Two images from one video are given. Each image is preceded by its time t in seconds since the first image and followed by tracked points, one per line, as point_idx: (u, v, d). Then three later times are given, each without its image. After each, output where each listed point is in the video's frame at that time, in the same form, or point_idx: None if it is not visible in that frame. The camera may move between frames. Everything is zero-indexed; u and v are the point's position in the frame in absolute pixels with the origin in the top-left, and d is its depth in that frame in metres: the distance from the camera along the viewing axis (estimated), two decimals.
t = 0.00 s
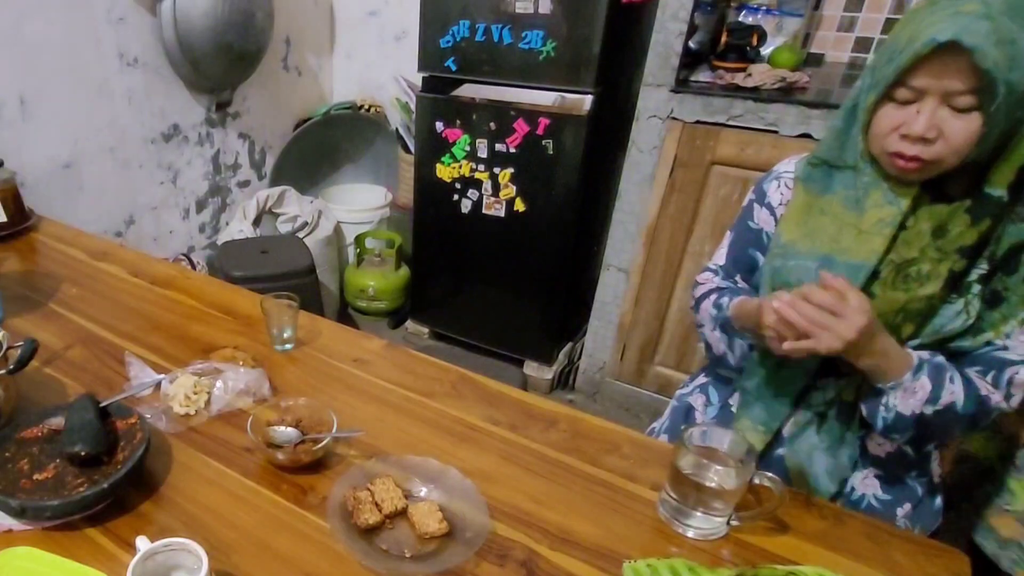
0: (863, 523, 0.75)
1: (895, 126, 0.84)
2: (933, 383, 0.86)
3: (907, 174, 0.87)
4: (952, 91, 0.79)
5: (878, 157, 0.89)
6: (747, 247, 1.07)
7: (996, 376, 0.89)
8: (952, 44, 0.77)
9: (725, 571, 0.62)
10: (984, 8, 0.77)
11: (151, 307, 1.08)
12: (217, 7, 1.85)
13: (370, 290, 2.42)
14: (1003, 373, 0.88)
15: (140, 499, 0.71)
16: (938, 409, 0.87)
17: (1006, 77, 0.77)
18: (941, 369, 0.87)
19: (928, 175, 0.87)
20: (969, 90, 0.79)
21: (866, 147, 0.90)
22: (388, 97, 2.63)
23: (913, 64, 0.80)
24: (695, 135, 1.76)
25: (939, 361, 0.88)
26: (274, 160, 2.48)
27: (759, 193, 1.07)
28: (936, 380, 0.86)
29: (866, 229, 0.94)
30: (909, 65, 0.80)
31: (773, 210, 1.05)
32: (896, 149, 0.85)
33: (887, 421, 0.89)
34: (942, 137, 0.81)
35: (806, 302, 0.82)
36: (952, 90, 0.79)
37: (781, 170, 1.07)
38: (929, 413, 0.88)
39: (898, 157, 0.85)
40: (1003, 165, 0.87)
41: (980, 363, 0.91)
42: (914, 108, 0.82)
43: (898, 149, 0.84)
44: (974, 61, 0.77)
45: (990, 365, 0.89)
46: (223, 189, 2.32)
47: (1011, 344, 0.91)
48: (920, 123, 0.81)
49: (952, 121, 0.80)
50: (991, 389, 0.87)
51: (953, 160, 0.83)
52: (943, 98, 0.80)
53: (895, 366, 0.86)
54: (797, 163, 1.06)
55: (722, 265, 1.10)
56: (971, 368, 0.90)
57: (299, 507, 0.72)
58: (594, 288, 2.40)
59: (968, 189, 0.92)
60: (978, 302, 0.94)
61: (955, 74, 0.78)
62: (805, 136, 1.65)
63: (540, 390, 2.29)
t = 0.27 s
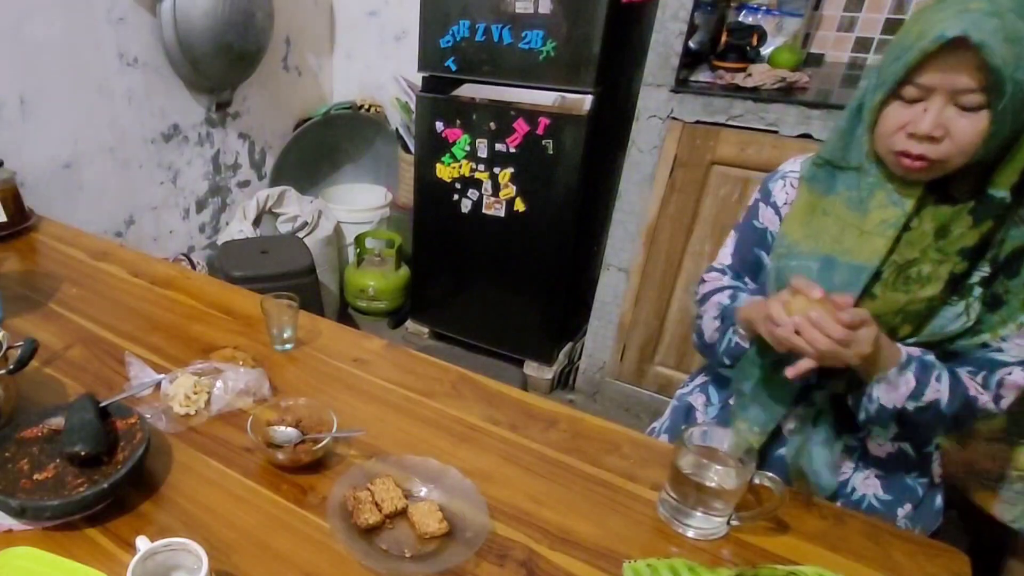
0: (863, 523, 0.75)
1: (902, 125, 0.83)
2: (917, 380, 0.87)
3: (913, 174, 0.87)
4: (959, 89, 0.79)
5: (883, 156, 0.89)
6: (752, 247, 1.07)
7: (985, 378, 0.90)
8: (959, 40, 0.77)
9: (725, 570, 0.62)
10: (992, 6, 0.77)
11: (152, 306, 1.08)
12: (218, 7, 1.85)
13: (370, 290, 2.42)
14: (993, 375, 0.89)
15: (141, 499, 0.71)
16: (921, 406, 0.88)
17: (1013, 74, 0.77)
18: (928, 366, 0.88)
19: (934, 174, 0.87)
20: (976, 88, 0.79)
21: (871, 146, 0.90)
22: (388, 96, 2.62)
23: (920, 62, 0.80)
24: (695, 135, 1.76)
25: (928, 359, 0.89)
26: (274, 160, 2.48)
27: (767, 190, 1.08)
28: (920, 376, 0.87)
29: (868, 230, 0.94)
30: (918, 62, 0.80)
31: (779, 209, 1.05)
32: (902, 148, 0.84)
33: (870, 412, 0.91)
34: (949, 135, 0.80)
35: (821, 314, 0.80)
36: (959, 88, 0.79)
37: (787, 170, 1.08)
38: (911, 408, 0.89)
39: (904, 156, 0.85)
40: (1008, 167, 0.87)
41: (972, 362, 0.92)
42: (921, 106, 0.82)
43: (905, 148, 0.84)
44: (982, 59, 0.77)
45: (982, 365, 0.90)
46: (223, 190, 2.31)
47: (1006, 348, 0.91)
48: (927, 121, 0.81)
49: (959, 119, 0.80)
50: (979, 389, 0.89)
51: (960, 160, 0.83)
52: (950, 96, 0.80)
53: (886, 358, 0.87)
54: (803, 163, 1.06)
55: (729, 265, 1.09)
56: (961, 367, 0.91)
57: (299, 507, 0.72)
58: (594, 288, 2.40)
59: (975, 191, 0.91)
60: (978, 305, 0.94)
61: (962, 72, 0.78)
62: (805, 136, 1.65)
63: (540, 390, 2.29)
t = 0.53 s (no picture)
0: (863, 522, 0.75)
1: (903, 123, 0.84)
2: (934, 367, 0.86)
3: (914, 174, 0.87)
4: (961, 87, 0.79)
5: (885, 155, 0.89)
6: (755, 247, 1.06)
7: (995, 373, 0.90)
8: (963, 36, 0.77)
9: (725, 571, 0.62)
10: (997, 4, 0.76)
11: (152, 306, 1.08)
12: (217, 7, 1.85)
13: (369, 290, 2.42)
14: (1004, 371, 0.89)
15: (141, 498, 0.71)
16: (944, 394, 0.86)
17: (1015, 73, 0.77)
18: (937, 354, 0.87)
19: (936, 175, 0.87)
20: (978, 87, 0.79)
21: (875, 146, 0.91)
22: (388, 96, 2.62)
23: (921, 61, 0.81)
24: (695, 135, 1.76)
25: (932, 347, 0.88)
26: (274, 160, 2.48)
27: (768, 192, 1.07)
28: (935, 363, 0.86)
29: (873, 230, 0.94)
30: (920, 60, 0.81)
31: (784, 210, 1.05)
32: (903, 146, 0.85)
33: (894, 411, 0.88)
34: (950, 135, 0.81)
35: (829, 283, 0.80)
36: (961, 87, 0.79)
37: (790, 170, 1.08)
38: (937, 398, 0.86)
39: (905, 155, 0.86)
40: (1014, 170, 0.86)
41: (979, 361, 0.92)
42: (923, 104, 0.82)
43: (906, 146, 0.85)
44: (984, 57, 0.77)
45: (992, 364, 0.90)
46: (223, 190, 2.31)
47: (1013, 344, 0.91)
48: (927, 119, 0.81)
49: (959, 118, 0.80)
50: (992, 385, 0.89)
51: (962, 159, 0.83)
52: (952, 95, 0.80)
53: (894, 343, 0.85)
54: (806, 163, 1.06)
55: (730, 264, 1.08)
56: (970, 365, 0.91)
57: (299, 507, 0.72)
58: (594, 287, 2.40)
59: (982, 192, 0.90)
60: (984, 306, 0.94)
61: (964, 70, 0.78)
62: (805, 136, 1.64)
63: (540, 390, 2.29)
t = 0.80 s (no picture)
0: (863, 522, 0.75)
1: (910, 118, 0.84)
2: (920, 339, 0.80)
3: (919, 170, 0.87)
4: (967, 81, 0.80)
5: (889, 153, 0.89)
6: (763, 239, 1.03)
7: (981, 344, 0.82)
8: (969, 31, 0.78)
9: (726, 571, 0.61)
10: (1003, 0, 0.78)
11: (152, 306, 1.08)
12: (218, 8, 1.85)
13: (369, 290, 2.42)
14: (991, 344, 0.82)
15: (141, 499, 0.71)
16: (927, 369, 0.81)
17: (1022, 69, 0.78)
18: (927, 325, 0.81)
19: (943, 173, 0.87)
20: (985, 80, 0.79)
21: (878, 145, 0.90)
22: (388, 96, 2.62)
23: (928, 55, 0.81)
24: (695, 135, 1.76)
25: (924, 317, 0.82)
26: (274, 160, 2.47)
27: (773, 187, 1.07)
28: (920, 333, 0.80)
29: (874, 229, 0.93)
30: (927, 54, 0.81)
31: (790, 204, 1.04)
32: (908, 141, 0.85)
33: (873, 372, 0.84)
34: (957, 130, 0.81)
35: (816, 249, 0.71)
36: (969, 80, 0.80)
37: (795, 169, 1.08)
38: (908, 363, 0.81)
39: (911, 150, 0.85)
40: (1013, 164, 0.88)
41: (966, 331, 0.84)
42: (929, 99, 0.82)
43: (912, 141, 0.84)
44: (991, 52, 0.78)
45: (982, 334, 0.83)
46: (223, 190, 2.31)
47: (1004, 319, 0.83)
48: (935, 114, 0.81)
49: (966, 113, 0.81)
50: (979, 356, 0.82)
51: (968, 155, 0.83)
52: (959, 89, 0.81)
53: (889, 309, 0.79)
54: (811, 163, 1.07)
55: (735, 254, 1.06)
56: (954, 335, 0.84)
57: (299, 507, 0.72)
58: (594, 287, 2.40)
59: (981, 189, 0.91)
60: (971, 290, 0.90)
61: (972, 64, 0.79)
62: (805, 136, 1.64)
63: (540, 390, 2.29)
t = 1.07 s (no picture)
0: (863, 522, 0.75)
1: (908, 110, 0.84)
2: (929, 327, 0.83)
3: (917, 164, 0.87)
4: (966, 72, 0.80)
5: (887, 147, 0.89)
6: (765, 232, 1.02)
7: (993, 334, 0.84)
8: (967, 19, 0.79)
9: (726, 570, 0.61)
10: None
11: (152, 307, 1.08)
12: (217, 8, 1.85)
13: (369, 290, 2.42)
14: (999, 333, 0.84)
15: (141, 499, 0.72)
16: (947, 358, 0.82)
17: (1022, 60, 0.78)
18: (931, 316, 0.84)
19: (940, 167, 0.87)
20: (984, 71, 0.80)
21: (875, 141, 0.90)
22: (388, 96, 2.62)
23: (926, 46, 0.82)
24: (695, 135, 1.76)
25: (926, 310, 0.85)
26: (274, 160, 2.47)
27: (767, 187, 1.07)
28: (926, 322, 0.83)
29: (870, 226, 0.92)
30: (926, 46, 0.82)
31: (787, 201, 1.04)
32: (905, 133, 0.85)
33: (889, 373, 0.84)
34: (955, 121, 0.81)
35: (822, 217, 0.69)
36: (968, 70, 0.80)
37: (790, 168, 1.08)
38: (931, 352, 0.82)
39: (909, 142, 0.85)
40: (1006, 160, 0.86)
41: (975, 324, 0.87)
42: (927, 91, 0.83)
43: (911, 132, 0.84)
44: (991, 41, 0.78)
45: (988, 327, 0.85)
46: (223, 190, 2.31)
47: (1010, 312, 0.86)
48: (933, 105, 0.81)
49: (964, 104, 0.81)
50: (990, 344, 0.84)
51: (966, 147, 0.83)
52: (958, 80, 0.81)
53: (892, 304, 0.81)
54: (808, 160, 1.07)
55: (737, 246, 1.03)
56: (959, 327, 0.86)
57: (299, 507, 0.72)
58: (594, 287, 2.40)
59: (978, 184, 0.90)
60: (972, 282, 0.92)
61: (971, 55, 0.79)
62: (805, 136, 1.64)
63: (540, 390, 2.29)
